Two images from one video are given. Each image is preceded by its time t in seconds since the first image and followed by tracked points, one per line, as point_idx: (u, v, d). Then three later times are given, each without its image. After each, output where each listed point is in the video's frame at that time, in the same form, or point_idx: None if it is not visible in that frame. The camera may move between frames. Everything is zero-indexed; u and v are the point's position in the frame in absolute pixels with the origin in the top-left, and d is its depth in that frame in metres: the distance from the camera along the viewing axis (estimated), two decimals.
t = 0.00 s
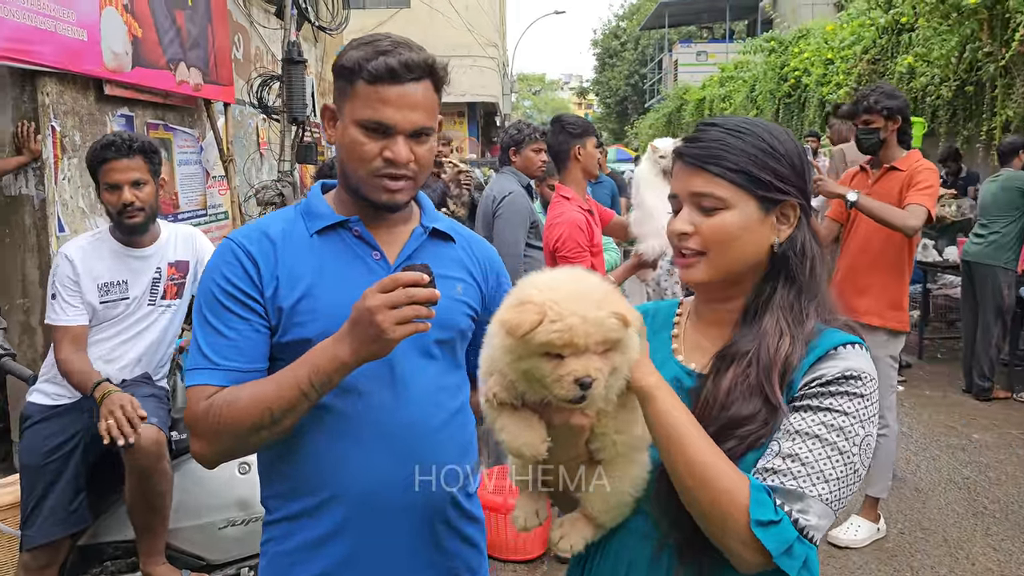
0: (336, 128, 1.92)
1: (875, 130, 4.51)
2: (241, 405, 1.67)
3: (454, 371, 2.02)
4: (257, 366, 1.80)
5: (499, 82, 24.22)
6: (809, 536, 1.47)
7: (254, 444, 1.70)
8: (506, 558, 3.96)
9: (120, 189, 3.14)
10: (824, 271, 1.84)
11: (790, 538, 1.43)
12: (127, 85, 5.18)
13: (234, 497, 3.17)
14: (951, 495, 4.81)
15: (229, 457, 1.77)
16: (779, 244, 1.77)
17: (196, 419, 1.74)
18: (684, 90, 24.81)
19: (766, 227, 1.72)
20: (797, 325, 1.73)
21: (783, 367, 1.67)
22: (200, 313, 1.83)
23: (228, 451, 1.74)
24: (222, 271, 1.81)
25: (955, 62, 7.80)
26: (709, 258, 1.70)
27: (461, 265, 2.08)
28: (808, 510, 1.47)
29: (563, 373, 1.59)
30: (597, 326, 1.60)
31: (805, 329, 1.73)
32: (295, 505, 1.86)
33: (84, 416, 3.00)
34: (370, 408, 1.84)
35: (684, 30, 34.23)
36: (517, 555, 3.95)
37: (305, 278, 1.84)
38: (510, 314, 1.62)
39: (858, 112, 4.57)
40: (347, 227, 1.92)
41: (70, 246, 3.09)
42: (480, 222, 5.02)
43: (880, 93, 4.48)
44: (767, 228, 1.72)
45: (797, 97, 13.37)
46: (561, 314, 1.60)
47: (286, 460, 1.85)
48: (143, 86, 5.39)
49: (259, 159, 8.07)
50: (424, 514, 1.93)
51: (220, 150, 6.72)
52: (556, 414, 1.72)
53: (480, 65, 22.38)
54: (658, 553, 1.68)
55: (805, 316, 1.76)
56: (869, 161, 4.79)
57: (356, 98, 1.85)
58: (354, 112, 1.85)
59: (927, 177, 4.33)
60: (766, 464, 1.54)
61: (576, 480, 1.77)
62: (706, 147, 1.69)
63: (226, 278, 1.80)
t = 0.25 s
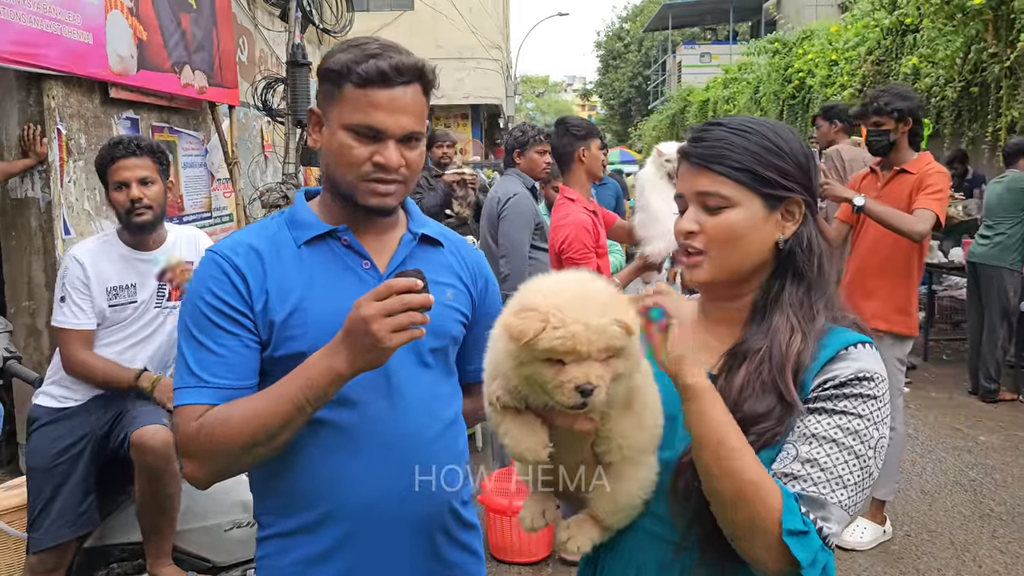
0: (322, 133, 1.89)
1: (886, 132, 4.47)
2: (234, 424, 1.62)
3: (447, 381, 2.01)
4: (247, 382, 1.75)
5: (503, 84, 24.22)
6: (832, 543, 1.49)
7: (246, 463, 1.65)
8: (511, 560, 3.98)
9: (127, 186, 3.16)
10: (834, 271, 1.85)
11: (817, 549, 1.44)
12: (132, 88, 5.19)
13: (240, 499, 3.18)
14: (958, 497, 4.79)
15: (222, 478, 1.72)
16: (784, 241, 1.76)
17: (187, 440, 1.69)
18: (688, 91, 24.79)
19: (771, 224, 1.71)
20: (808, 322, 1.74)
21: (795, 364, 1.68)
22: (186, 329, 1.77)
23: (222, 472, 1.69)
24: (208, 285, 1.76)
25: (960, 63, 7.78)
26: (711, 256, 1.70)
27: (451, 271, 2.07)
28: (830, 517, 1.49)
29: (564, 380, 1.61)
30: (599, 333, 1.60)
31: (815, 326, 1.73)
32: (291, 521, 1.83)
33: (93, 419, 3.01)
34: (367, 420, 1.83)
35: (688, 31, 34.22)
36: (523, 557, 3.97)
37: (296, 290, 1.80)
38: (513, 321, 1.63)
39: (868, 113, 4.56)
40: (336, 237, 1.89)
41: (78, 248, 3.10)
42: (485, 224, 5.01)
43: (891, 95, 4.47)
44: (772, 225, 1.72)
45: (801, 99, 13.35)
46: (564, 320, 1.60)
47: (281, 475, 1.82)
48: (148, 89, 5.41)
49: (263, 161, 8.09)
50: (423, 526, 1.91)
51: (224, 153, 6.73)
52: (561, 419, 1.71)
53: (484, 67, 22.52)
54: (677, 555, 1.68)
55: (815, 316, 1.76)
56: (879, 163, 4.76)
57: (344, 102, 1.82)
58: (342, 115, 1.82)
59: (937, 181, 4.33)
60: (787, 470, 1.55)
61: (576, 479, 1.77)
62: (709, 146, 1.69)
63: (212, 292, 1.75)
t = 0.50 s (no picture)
0: (323, 142, 1.86)
1: (897, 134, 4.46)
2: (236, 448, 1.62)
3: (442, 389, 2.01)
4: (248, 402, 1.74)
5: (507, 86, 24.23)
6: (832, 511, 1.47)
7: (250, 486, 1.66)
8: (517, 563, 3.95)
9: (148, 187, 3.21)
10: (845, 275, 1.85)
11: (814, 512, 1.44)
12: (138, 92, 5.21)
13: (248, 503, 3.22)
14: (965, 499, 4.77)
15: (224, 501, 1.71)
16: (795, 246, 1.76)
17: (188, 464, 1.68)
18: (692, 93, 24.76)
19: (782, 229, 1.71)
20: (820, 325, 1.73)
21: (806, 366, 1.67)
22: (182, 350, 1.75)
23: (224, 496, 1.68)
24: (202, 303, 1.73)
25: (965, 65, 7.76)
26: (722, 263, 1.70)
27: (445, 278, 2.07)
28: (831, 486, 1.48)
29: (566, 382, 1.62)
30: (602, 335, 1.60)
31: (827, 328, 1.72)
32: (295, 537, 1.82)
33: (99, 423, 3.01)
34: (370, 434, 1.83)
35: (691, 33, 34.22)
36: (529, 560, 3.94)
37: (294, 305, 1.79)
38: (514, 324, 1.63)
39: (879, 114, 4.53)
40: (330, 248, 1.88)
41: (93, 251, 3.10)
42: (490, 226, 5.00)
43: (903, 96, 4.44)
44: (783, 230, 1.71)
45: (805, 100, 13.32)
46: (566, 322, 1.60)
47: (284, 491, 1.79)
48: (154, 93, 5.42)
49: (268, 164, 8.10)
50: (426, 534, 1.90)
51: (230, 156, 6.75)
52: (564, 423, 1.72)
53: (488, 69, 22.52)
54: (694, 554, 1.67)
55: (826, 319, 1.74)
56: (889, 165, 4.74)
57: (353, 111, 1.80)
58: (349, 124, 1.80)
59: (949, 185, 4.32)
60: (789, 445, 1.55)
61: (577, 478, 1.77)
62: (719, 150, 1.69)
63: (207, 310, 1.73)
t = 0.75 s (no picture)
0: (333, 144, 1.85)
1: (903, 134, 4.44)
2: (248, 452, 1.61)
3: (454, 389, 2.01)
4: (258, 405, 1.74)
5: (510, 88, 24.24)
6: (835, 508, 1.48)
7: (263, 491, 1.66)
8: (523, 566, 3.94)
9: (160, 189, 3.23)
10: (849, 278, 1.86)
11: (815, 508, 1.45)
12: (143, 95, 5.22)
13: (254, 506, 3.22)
14: (972, 502, 4.75)
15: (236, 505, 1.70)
16: (806, 251, 1.76)
17: (199, 469, 1.67)
18: (696, 95, 24.74)
19: (796, 233, 1.72)
20: (824, 330, 1.72)
21: (809, 372, 1.67)
22: (191, 354, 1.75)
23: (237, 501, 1.68)
24: (210, 308, 1.73)
25: (969, 66, 7.75)
26: (729, 260, 1.71)
27: (453, 277, 2.06)
28: (834, 483, 1.49)
29: (569, 387, 1.59)
30: (606, 340, 1.59)
31: (829, 333, 1.71)
32: (309, 542, 1.81)
33: (104, 426, 3.02)
34: (380, 437, 1.82)
35: (695, 35, 34.21)
36: (534, 563, 3.93)
37: (302, 308, 1.79)
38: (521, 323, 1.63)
39: (885, 115, 4.51)
40: (337, 250, 1.88)
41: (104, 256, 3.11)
42: (494, 229, 4.99)
43: (911, 96, 4.40)
44: (797, 235, 1.72)
45: (810, 101, 13.30)
46: (571, 324, 1.60)
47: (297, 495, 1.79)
48: (159, 96, 5.43)
49: (272, 167, 8.11)
50: (438, 534, 1.90)
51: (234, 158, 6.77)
52: (570, 427, 1.70)
53: (492, 72, 22.37)
54: (697, 560, 1.68)
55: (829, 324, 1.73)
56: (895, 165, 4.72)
57: (363, 114, 1.80)
58: (360, 126, 1.80)
59: (957, 186, 4.31)
60: (792, 446, 1.57)
61: (577, 479, 1.76)
62: (742, 147, 1.69)
63: (216, 314, 1.73)
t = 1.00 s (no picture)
0: (351, 145, 1.85)
1: (904, 139, 4.42)
2: (264, 451, 1.62)
3: (470, 390, 2.00)
4: (274, 405, 1.74)
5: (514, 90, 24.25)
6: (845, 506, 1.49)
7: (279, 489, 1.66)
8: (527, 568, 3.95)
9: (166, 192, 3.24)
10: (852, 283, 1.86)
11: (830, 505, 1.46)
12: (148, 97, 5.23)
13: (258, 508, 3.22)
14: (977, 505, 4.73)
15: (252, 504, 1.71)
16: (812, 258, 1.75)
17: (215, 468, 1.68)
18: (699, 98, 24.73)
19: (800, 239, 1.71)
20: (828, 332, 1.71)
21: (814, 373, 1.67)
22: (208, 354, 1.75)
23: (252, 499, 1.68)
24: (227, 307, 1.74)
25: (974, 68, 7.75)
26: (740, 269, 1.71)
27: (469, 276, 2.06)
28: (844, 480, 1.50)
29: (571, 387, 1.58)
30: (608, 341, 1.57)
31: (833, 336, 1.70)
32: (324, 541, 1.81)
33: (108, 429, 3.02)
34: (394, 437, 1.82)
35: (698, 38, 34.23)
36: (537, 566, 3.93)
37: (318, 307, 1.79)
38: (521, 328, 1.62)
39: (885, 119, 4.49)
40: (353, 250, 1.87)
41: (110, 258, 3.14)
42: (499, 232, 4.99)
43: (913, 99, 4.38)
44: (801, 241, 1.72)
45: (813, 104, 13.30)
46: (574, 326, 1.59)
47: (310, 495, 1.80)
48: (164, 98, 5.44)
49: (276, 169, 8.12)
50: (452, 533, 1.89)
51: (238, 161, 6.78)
52: (573, 429, 1.69)
53: (495, 73, 22.62)
54: (701, 564, 1.67)
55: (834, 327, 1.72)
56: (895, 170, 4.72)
57: (382, 116, 1.80)
58: (379, 127, 1.80)
59: (958, 190, 4.32)
60: (801, 443, 1.57)
61: (578, 479, 1.75)
62: (745, 158, 1.68)
63: (232, 315, 1.73)
